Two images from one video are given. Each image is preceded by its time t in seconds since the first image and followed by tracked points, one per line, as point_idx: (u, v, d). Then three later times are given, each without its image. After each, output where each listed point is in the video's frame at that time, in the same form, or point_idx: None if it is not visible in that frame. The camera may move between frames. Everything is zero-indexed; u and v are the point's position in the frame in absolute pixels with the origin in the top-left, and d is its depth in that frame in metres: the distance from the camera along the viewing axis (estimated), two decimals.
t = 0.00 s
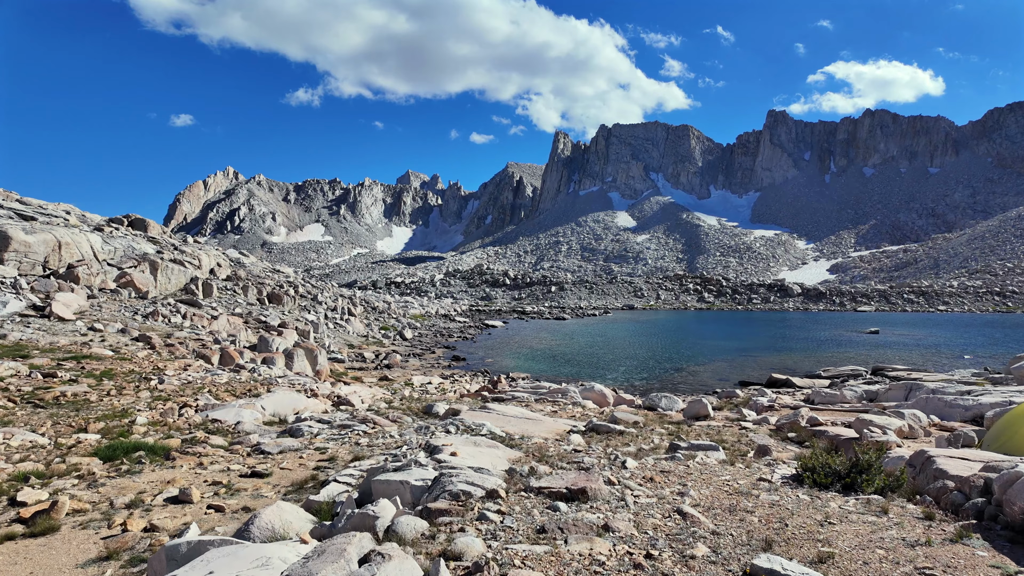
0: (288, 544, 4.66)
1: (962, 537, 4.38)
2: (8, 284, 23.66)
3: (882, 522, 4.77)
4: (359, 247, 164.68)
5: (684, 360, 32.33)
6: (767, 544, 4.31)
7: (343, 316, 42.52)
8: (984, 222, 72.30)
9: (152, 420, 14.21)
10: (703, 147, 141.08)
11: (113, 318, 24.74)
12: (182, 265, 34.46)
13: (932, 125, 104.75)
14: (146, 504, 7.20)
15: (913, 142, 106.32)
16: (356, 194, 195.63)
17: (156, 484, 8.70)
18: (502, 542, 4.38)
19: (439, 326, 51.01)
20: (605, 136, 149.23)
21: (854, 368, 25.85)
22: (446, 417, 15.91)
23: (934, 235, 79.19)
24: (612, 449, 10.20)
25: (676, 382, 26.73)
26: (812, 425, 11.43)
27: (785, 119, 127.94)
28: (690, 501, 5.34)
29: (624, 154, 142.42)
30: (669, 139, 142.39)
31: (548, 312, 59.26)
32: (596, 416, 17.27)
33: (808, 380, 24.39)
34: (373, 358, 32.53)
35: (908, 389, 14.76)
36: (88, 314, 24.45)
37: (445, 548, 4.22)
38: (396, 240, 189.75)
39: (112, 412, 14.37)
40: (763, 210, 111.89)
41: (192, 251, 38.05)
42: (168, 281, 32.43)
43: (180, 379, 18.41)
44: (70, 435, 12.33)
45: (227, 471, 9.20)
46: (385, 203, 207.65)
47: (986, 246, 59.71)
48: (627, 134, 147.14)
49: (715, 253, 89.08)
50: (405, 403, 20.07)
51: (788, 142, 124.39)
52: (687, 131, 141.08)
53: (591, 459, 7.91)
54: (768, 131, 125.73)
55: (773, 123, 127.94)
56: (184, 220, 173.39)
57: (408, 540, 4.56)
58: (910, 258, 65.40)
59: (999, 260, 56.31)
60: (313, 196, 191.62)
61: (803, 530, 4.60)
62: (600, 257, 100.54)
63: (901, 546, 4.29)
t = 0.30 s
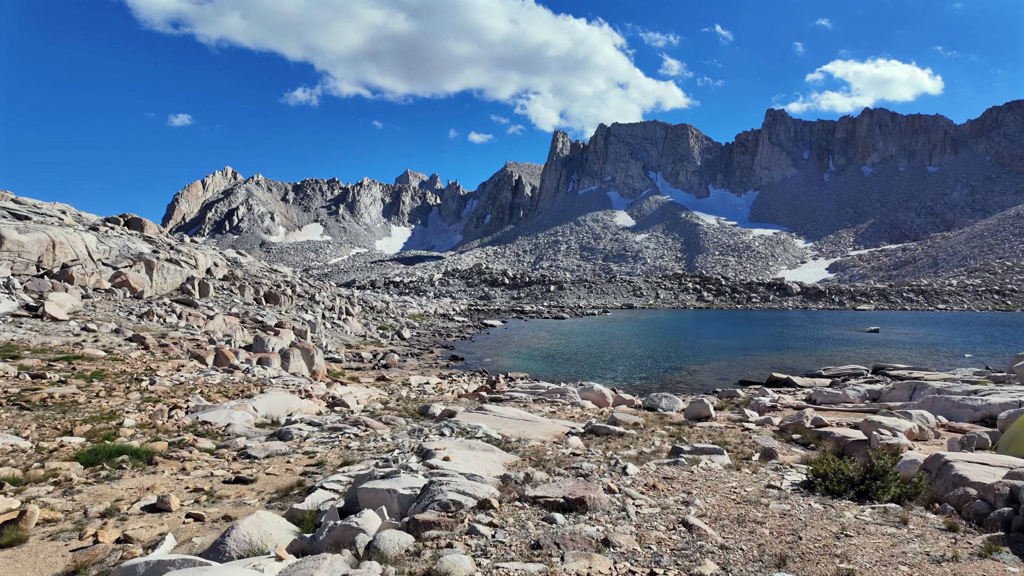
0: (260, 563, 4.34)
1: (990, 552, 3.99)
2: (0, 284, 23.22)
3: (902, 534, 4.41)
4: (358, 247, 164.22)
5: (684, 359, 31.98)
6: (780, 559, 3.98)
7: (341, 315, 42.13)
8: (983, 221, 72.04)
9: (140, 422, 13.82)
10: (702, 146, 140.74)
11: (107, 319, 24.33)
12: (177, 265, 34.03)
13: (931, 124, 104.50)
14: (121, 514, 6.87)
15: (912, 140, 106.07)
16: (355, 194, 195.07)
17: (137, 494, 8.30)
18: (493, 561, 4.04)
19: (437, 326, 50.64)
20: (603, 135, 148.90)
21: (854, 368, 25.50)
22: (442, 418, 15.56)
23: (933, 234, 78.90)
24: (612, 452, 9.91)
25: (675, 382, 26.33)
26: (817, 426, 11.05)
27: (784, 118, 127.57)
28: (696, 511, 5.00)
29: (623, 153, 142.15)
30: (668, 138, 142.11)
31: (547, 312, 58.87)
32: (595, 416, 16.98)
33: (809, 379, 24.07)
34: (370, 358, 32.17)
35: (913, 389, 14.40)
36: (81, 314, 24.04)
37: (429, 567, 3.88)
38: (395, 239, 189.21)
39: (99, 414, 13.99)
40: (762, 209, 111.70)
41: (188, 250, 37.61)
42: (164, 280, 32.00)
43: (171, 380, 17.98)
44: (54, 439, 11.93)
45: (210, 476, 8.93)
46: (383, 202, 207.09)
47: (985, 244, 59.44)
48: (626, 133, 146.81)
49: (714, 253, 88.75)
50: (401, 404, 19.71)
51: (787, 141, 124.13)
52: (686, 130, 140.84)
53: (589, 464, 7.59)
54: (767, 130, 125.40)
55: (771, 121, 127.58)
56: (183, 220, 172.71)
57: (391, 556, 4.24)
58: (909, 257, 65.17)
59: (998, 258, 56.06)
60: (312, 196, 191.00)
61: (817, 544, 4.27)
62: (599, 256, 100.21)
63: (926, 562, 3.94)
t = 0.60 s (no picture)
0: None
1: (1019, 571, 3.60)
2: None
3: (921, 552, 4.05)
4: (356, 247, 163.81)
5: (682, 360, 31.72)
6: None
7: (338, 316, 41.76)
8: (980, 220, 72.11)
9: (126, 426, 13.42)
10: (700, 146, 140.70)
11: (99, 320, 23.92)
12: (172, 266, 33.62)
13: (928, 123, 104.46)
14: (90, 527, 6.57)
15: (910, 140, 106.04)
16: (353, 195, 194.58)
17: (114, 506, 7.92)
18: None
19: (435, 326, 50.32)
20: (601, 136, 148.79)
21: (854, 368, 25.25)
22: (435, 422, 15.24)
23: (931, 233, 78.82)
24: (609, 458, 9.61)
25: (673, 382, 26.07)
26: (820, 429, 10.64)
27: (781, 117, 127.45)
28: (697, 526, 4.69)
29: (621, 153, 142.02)
30: (666, 138, 142.03)
31: (545, 312, 58.61)
32: (593, 419, 16.68)
33: (808, 379, 23.81)
34: (367, 359, 31.81)
35: (915, 390, 14.00)
36: (74, 315, 23.62)
37: None
38: (393, 240, 188.73)
39: (84, 418, 13.59)
40: (760, 209, 111.65)
41: (184, 251, 37.20)
42: (158, 281, 31.55)
43: (161, 383, 17.54)
44: (34, 444, 11.54)
45: (189, 486, 8.91)
46: (381, 203, 206.70)
47: (983, 243, 59.33)
48: (624, 133, 146.67)
49: (712, 252, 88.58)
50: (396, 407, 19.35)
51: (785, 140, 124.08)
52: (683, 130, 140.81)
53: (585, 473, 7.27)
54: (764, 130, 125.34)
55: (769, 121, 127.47)
56: (181, 221, 172.15)
57: None
58: (907, 256, 65.10)
59: (996, 257, 55.91)
60: (309, 196, 190.38)
61: (830, 564, 3.94)
62: (597, 256, 100.01)
63: None
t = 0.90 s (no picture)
0: None
1: None
2: None
3: (942, 570, 3.72)
4: (351, 248, 163.11)
5: (677, 360, 31.53)
6: None
7: (332, 316, 41.32)
8: (975, 221, 72.38)
9: (108, 430, 12.95)
10: (696, 147, 140.94)
11: (89, 320, 23.39)
12: (164, 266, 33.07)
13: (923, 125, 104.89)
14: (54, 539, 6.22)
15: (905, 141, 106.48)
16: (349, 195, 193.75)
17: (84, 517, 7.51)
18: None
19: (430, 327, 49.95)
20: (597, 136, 148.78)
21: (850, 368, 25.12)
22: (427, 425, 14.88)
23: (926, 234, 79.16)
24: (605, 463, 9.31)
25: (669, 383, 25.86)
26: (821, 432, 10.30)
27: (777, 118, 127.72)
28: (700, 541, 4.38)
29: (617, 154, 142.09)
30: (662, 139, 142.26)
31: (541, 312, 58.38)
32: (589, 421, 16.38)
33: (805, 380, 23.64)
34: (361, 360, 31.42)
35: (914, 392, 13.76)
36: (63, 315, 23.09)
37: None
38: (389, 240, 188.04)
39: (65, 421, 13.14)
40: (755, 210, 111.95)
41: (176, 251, 36.62)
42: (150, 281, 30.97)
43: (148, 384, 17.05)
44: (9, 449, 11.08)
45: (164, 494, 8.67)
46: (377, 203, 205.96)
47: (977, 244, 59.57)
48: (620, 134, 146.77)
49: (707, 253, 88.64)
50: (388, 408, 19.00)
51: (780, 141, 124.42)
52: (679, 131, 141.04)
53: (579, 481, 7.00)
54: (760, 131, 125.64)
55: (765, 122, 127.71)
56: (176, 221, 170.99)
57: None
58: (902, 257, 65.34)
59: (990, 258, 56.05)
60: (305, 197, 189.36)
61: None
62: (593, 257, 99.96)
63: None
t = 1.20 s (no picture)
0: None
1: None
2: None
3: None
4: (335, 247, 160.76)
5: (661, 359, 31.46)
6: None
7: (313, 316, 40.34)
8: (951, 222, 74.06)
9: (70, 435, 12.17)
10: (679, 148, 142.24)
11: (59, 320, 22.26)
12: (140, 264, 31.81)
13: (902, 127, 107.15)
14: None
15: (884, 143, 108.66)
16: (332, 193, 191.01)
17: (29, 533, 6.92)
18: None
19: (414, 326, 49.26)
20: (583, 136, 149.15)
21: (833, 367, 25.17)
22: (406, 428, 14.40)
23: (904, 235, 80.92)
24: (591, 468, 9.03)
25: (653, 383, 25.65)
26: (807, 432, 10.17)
27: (759, 120, 129.48)
28: (688, 556, 4.11)
29: (602, 154, 142.61)
30: (646, 139, 143.27)
31: (526, 312, 58.11)
32: (573, 422, 16.07)
33: (787, 379, 23.70)
34: (343, 360, 30.64)
35: (898, 391, 13.78)
36: (32, 315, 21.93)
37: None
38: (373, 240, 185.87)
39: (25, 426, 12.30)
40: (738, 210, 113.41)
41: (153, 249, 35.28)
42: (125, 280, 29.73)
43: (118, 386, 16.17)
44: None
45: (119, 505, 8.13)
46: (361, 202, 203.51)
47: (953, 245, 60.94)
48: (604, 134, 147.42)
49: (691, 253, 89.46)
50: (368, 410, 18.43)
51: (763, 142, 126.11)
52: (663, 132, 142.17)
53: (561, 489, 6.69)
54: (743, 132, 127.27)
55: (747, 124, 129.40)
56: (154, 220, 166.71)
57: None
58: (880, 257, 66.67)
59: (965, 259, 57.32)
60: (287, 195, 186.09)
61: None
62: (578, 257, 100.17)
63: None
